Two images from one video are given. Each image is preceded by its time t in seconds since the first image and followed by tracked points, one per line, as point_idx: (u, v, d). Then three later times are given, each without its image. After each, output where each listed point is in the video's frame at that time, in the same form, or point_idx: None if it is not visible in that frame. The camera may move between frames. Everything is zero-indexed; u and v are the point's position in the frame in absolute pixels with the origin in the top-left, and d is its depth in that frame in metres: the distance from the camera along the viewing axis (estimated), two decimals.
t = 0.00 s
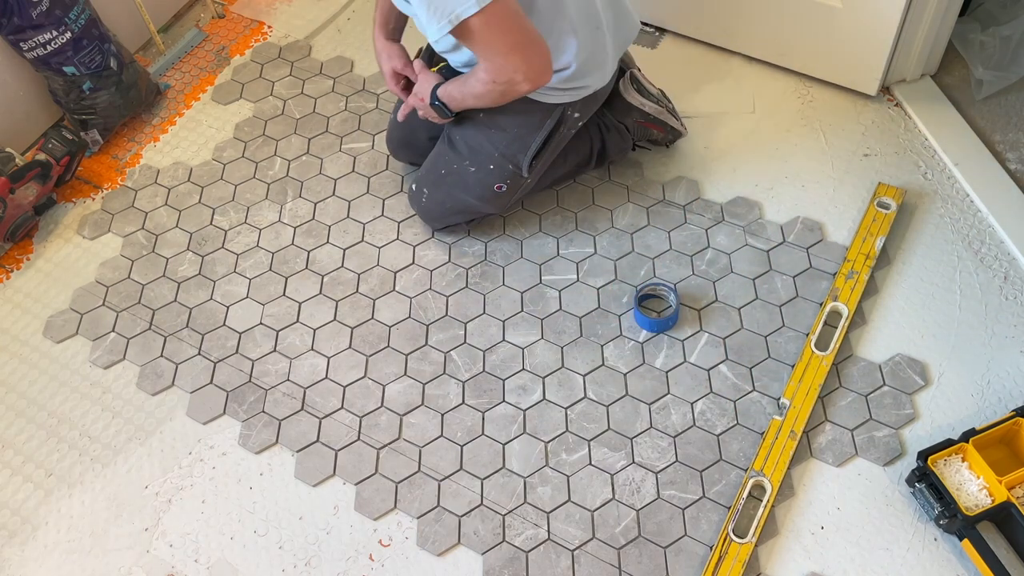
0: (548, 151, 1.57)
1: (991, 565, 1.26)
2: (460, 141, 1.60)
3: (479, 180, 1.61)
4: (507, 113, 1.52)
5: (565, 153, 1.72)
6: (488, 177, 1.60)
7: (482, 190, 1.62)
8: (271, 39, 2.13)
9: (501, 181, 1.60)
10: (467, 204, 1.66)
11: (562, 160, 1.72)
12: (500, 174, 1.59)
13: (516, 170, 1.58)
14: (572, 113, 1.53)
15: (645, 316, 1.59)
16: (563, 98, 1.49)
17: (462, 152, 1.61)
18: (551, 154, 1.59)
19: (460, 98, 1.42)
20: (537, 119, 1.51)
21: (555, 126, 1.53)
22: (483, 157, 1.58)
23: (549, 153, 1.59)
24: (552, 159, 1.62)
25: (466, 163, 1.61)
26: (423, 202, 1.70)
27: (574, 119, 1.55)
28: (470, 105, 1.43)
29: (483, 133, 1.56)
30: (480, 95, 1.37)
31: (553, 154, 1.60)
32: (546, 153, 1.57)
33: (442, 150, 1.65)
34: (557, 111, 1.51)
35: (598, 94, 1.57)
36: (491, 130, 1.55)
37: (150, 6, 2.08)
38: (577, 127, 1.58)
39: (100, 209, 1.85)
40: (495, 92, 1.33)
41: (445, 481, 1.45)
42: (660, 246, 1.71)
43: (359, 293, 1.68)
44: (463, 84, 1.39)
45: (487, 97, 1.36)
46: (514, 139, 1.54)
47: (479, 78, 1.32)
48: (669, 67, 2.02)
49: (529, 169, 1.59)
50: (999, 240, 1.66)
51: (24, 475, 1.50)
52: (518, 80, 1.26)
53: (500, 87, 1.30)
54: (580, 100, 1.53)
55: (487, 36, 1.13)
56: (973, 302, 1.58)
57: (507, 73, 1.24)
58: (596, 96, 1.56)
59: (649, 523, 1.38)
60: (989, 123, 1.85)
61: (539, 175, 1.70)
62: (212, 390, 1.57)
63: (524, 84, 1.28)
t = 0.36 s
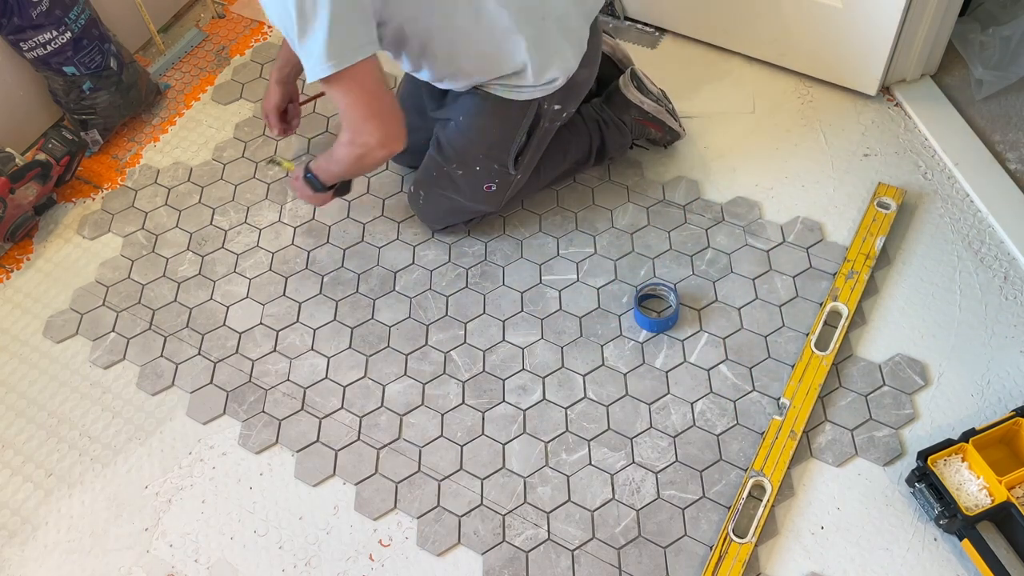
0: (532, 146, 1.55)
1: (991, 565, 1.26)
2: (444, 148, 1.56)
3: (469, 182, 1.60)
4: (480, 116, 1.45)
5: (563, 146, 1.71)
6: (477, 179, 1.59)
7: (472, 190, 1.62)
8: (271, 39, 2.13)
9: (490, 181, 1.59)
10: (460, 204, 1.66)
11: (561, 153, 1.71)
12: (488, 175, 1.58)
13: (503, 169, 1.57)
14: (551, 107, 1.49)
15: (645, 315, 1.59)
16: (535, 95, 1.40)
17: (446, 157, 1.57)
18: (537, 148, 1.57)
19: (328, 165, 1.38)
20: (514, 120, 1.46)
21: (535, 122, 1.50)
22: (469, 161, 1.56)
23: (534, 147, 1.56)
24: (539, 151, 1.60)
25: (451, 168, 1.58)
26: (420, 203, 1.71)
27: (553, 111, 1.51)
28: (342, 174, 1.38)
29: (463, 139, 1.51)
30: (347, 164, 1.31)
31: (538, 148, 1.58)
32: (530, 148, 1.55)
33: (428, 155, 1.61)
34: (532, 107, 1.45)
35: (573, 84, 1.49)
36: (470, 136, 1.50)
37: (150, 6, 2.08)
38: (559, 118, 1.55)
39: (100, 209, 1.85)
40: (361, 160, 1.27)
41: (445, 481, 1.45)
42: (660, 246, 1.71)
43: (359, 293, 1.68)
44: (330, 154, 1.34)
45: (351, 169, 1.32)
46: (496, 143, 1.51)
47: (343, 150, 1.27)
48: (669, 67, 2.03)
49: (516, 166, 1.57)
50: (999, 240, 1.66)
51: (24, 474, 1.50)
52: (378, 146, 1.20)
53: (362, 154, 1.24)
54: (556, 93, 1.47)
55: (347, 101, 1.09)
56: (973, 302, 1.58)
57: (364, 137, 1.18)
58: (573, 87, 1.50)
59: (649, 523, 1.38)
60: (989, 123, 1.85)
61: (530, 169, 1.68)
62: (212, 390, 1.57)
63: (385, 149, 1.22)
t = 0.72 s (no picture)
0: (500, 136, 1.50)
1: (991, 565, 1.26)
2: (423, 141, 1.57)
3: (445, 176, 1.58)
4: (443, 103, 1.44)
5: (561, 145, 1.71)
6: (451, 172, 1.56)
7: (450, 185, 1.59)
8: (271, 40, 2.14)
9: (465, 174, 1.56)
10: (444, 200, 1.64)
11: (558, 152, 1.71)
12: (460, 168, 1.54)
13: (474, 162, 1.53)
14: (509, 93, 1.43)
15: (645, 316, 1.59)
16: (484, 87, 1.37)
17: (424, 150, 1.59)
18: (507, 137, 1.52)
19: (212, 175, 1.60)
20: (468, 105, 1.42)
21: (494, 110, 1.44)
22: (440, 154, 1.54)
23: (503, 136, 1.51)
24: (513, 141, 1.55)
25: (428, 162, 1.58)
26: (413, 200, 1.70)
27: (514, 99, 1.45)
28: (225, 196, 1.68)
29: (434, 132, 1.52)
30: (229, 172, 1.53)
31: (509, 138, 1.53)
32: (497, 137, 1.50)
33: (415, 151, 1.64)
34: (485, 97, 1.40)
35: (528, 68, 1.43)
36: (439, 128, 1.50)
37: (150, 6, 2.09)
38: (526, 105, 1.48)
39: (100, 209, 1.85)
40: (239, 175, 1.52)
41: (445, 481, 1.45)
42: (660, 246, 1.71)
43: (359, 293, 1.68)
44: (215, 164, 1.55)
45: (229, 181, 1.57)
46: (460, 134, 1.48)
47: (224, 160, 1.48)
48: (669, 67, 2.03)
49: (486, 157, 1.53)
50: (998, 240, 1.67)
51: (24, 475, 1.50)
52: (254, 163, 1.46)
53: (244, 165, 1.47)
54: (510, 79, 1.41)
55: (231, 117, 1.30)
56: (974, 302, 1.58)
57: (244, 150, 1.41)
58: (528, 72, 1.43)
59: (649, 523, 1.38)
60: (989, 123, 1.85)
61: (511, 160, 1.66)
62: (212, 390, 1.57)
63: (260, 163, 1.46)
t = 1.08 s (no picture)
0: (475, 130, 1.48)
1: (991, 566, 1.26)
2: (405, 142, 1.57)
3: (429, 174, 1.57)
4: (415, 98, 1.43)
5: (561, 144, 1.71)
6: (434, 171, 1.55)
7: (434, 183, 1.59)
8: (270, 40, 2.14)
9: (447, 171, 1.55)
10: (438, 200, 1.64)
11: (558, 152, 1.71)
12: (441, 166, 1.54)
13: (454, 158, 1.52)
14: (476, 84, 1.40)
15: (645, 316, 1.59)
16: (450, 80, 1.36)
17: (407, 151, 1.59)
18: (483, 132, 1.49)
19: (196, 183, 1.62)
20: (438, 97, 1.41)
21: (463, 102, 1.42)
22: (421, 152, 1.54)
23: (478, 130, 1.48)
24: (492, 135, 1.52)
25: (411, 162, 1.58)
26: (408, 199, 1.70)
27: (482, 90, 1.42)
28: (211, 203, 1.69)
29: (412, 130, 1.51)
30: (211, 176, 1.54)
31: (486, 132, 1.50)
32: (472, 131, 1.48)
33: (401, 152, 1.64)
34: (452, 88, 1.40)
35: (489, 57, 1.39)
36: (415, 125, 1.49)
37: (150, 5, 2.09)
38: (499, 96, 1.45)
39: (100, 209, 1.85)
40: (221, 179, 1.54)
41: (445, 481, 1.45)
42: (660, 246, 1.71)
43: (359, 293, 1.68)
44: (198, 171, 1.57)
45: (211, 186, 1.58)
46: (436, 129, 1.47)
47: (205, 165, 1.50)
48: (669, 67, 2.02)
49: (464, 152, 1.51)
50: (999, 240, 1.66)
51: (24, 475, 1.50)
52: (235, 164, 1.47)
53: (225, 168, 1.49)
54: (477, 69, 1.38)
55: (206, 115, 1.33)
56: (974, 302, 1.58)
57: (224, 152, 1.43)
58: (491, 61, 1.39)
59: (649, 523, 1.38)
60: (989, 123, 1.85)
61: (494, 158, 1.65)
62: (212, 390, 1.57)
63: (242, 164, 1.47)
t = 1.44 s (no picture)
0: (467, 129, 1.47)
1: (991, 566, 1.26)
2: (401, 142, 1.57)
3: (424, 174, 1.58)
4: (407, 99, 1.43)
5: (561, 144, 1.71)
6: (429, 170, 1.56)
7: (430, 182, 1.59)
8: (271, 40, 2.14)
9: (441, 170, 1.55)
10: (436, 200, 1.64)
11: (559, 151, 1.71)
12: (435, 165, 1.54)
13: (447, 157, 1.52)
14: (466, 83, 1.39)
15: (645, 316, 1.59)
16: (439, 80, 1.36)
17: (403, 151, 1.59)
18: (475, 130, 1.48)
19: (190, 181, 1.62)
20: (429, 97, 1.41)
21: (454, 101, 1.42)
22: (415, 152, 1.54)
23: (471, 129, 1.48)
24: (485, 134, 1.52)
25: (407, 162, 1.59)
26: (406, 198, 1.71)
27: (473, 88, 1.40)
28: (206, 201, 1.70)
29: (406, 130, 1.51)
30: (205, 172, 1.55)
31: (479, 132, 1.50)
32: (464, 130, 1.47)
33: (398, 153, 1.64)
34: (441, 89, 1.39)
35: (477, 55, 1.36)
36: (408, 125, 1.50)
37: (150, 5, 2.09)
38: (490, 94, 1.44)
39: (100, 209, 1.85)
40: (214, 173, 1.55)
41: (445, 481, 1.45)
42: (660, 246, 1.71)
43: (359, 293, 1.68)
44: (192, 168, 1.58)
45: (205, 181, 1.59)
46: (428, 129, 1.47)
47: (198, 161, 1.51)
48: (669, 67, 2.03)
49: (457, 151, 1.51)
50: (999, 240, 1.67)
51: (24, 475, 1.50)
52: (227, 157, 1.48)
53: (218, 161, 1.49)
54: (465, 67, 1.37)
55: (195, 109, 1.34)
56: (974, 302, 1.58)
57: (215, 146, 1.44)
58: (479, 59, 1.37)
59: (649, 523, 1.38)
60: (989, 123, 1.85)
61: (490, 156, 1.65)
62: (212, 389, 1.57)
63: (234, 157, 1.48)
